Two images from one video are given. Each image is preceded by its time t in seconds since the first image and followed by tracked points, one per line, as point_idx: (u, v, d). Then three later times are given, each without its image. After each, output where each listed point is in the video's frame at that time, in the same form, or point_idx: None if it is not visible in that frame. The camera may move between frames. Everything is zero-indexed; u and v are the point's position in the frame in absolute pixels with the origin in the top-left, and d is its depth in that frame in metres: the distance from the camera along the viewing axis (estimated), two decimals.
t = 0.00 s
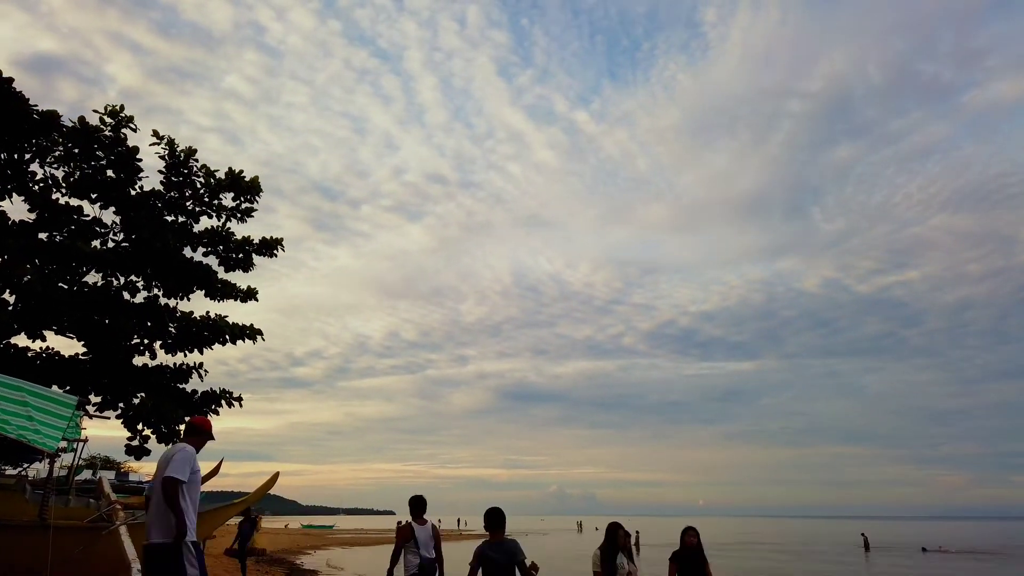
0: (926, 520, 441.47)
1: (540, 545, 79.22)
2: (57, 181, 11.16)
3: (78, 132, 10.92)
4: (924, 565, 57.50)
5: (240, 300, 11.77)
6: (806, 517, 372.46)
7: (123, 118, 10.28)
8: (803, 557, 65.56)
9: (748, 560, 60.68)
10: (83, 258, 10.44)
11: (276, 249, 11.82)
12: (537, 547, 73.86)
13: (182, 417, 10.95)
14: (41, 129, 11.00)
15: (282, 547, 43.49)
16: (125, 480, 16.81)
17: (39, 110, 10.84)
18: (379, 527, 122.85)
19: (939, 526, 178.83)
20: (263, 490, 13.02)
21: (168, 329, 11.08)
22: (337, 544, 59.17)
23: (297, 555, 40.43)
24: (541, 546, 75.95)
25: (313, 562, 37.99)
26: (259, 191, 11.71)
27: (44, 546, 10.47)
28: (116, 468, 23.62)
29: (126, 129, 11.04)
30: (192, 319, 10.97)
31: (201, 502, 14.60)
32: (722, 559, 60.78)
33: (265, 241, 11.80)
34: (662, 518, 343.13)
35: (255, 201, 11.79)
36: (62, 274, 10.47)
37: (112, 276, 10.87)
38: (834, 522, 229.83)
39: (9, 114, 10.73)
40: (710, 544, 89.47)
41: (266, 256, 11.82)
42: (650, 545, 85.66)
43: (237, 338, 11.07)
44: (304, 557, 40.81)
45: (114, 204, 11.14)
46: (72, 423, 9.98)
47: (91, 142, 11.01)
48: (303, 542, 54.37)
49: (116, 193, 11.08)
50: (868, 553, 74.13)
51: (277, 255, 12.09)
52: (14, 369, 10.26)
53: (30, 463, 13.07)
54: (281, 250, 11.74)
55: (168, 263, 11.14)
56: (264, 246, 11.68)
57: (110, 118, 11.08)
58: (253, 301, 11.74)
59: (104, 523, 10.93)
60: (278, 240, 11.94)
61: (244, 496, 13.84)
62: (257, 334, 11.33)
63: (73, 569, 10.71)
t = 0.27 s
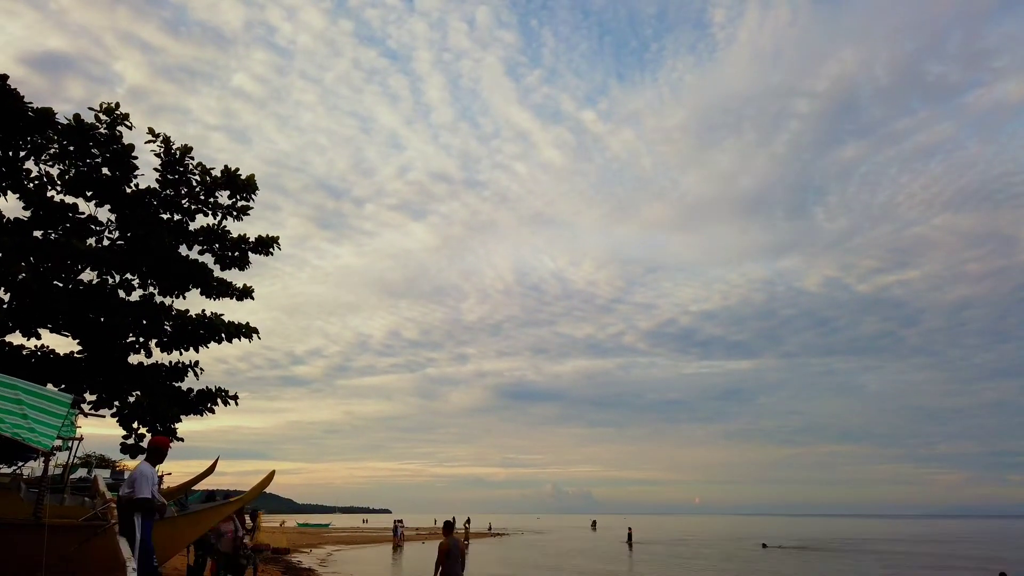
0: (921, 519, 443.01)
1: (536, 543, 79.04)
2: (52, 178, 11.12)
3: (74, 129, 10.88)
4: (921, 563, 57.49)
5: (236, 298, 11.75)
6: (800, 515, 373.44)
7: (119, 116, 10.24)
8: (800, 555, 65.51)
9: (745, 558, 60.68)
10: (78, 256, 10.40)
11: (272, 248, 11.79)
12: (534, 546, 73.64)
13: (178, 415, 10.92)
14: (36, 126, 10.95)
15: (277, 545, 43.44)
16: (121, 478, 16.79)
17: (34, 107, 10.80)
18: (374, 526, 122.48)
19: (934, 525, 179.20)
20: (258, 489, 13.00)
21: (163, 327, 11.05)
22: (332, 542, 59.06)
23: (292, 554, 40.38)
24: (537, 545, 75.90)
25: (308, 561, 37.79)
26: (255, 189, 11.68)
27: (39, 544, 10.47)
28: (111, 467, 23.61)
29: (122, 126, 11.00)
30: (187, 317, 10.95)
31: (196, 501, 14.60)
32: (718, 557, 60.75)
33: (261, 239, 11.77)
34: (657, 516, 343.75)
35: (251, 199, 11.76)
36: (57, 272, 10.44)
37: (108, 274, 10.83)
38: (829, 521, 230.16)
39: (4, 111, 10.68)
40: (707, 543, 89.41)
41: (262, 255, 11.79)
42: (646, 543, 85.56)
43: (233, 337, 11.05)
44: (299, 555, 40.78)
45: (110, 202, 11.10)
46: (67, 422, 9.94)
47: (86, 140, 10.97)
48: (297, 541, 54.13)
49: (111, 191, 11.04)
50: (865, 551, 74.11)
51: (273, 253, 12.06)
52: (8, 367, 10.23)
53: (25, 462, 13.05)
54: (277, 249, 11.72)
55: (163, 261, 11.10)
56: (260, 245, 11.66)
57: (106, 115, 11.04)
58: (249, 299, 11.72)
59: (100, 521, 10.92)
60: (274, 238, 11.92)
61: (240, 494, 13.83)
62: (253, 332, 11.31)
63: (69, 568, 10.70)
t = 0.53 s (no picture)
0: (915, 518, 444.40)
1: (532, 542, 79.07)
2: (47, 176, 11.08)
3: (69, 127, 10.84)
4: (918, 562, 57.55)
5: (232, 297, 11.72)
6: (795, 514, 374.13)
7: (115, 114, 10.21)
8: (796, 554, 65.55)
9: (741, 557, 60.70)
10: (73, 254, 10.37)
11: (268, 246, 11.77)
12: (530, 544, 73.55)
13: (173, 414, 10.90)
14: (31, 124, 10.91)
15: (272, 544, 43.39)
16: (115, 477, 16.76)
17: (29, 104, 10.75)
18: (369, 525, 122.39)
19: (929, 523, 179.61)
20: (253, 488, 12.98)
21: (159, 326, 11.03)
22: (328, 541, 58.96)
23: (287, 553, 40.31)
24: (533, 543, 75.79)
25: (304, 560, 37.74)
26: (251, 188, 11.65)
27: (34, 543, 10.44)
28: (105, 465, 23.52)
29: (117, 124, 10.97)
30: (183, 316, 10.93)
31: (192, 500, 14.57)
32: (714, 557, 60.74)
33: (257, 237, 11.75)
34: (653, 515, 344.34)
35: (247, 198, 11.72)
36: (52, 270, 10.40)
37: (103, 272, 10.81)
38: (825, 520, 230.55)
39: None
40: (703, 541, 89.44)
41: (258, 253, 11.76)
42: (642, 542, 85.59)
43: (228, 335, 11.03)
44: (294, 554, 40.70)
45: (105, 200, 11.06)
46: (62, 420, 9.92)
47: (81, 137, 10.93)
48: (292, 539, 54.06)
49: (106, 189, 11.00)
50: (861, 550, 74.18)
51: (269, 252, 12.04)
52: (3, 366, 10.19)
53: (19, 460, 13.00)
54: (273, 247, 11.70)
55: (159, 260, 11.08)
56: (256, 243, 11.63)
57: (101, 113, 11.00)
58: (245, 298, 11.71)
59: (95, 520, 10.89)
60: (270, 237, 11.89)
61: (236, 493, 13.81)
62: (249, 331, 11.28)
63: (64, 566, 10.67)
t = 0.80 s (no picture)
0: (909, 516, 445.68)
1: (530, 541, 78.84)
2: (42, 174, 11.03)
3: (64, 125, 10.80)
4: (916, 561, 57.48)
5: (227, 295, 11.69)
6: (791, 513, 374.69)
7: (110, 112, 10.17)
8: (794, 553, 65.43)
9: (739, 556, 60.60)
10: (68, 252, 10.32)
11: (264, 245, 11.74)
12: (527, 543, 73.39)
13: (168, 412, 10.87)
14: (26, 121, 10.87)
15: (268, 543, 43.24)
16: (111, 476, 16.71)
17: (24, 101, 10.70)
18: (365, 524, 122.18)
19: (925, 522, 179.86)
20: (248, 487, 12.94)
21: (154, 324, 10.99)
22: (324, 540, 58.77)
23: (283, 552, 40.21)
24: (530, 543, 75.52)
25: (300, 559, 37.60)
26: (247, 186, 11.61)
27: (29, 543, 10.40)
28: (101, 464, 23.48)
29: (112, 122, 10.93)
30: (178, 314, 10.89)
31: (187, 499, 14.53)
32: (712, 556, 60.64)
33: (252, 236, 11.71)
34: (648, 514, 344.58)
35: (242, 196, 11.68)
36: (47, 268, 10.36)
37: (98, 270, 10.77)
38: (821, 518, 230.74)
39: None
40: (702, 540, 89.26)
41: (254, 252, 11.73)
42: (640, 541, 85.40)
43: (224, 334, 11.00)
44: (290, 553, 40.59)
45: (100, 198, 11.02)
46: (56, 419, 9.88)
47: (76, 135, 10.88)
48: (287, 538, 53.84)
49: (102, 186, 10.97)
50: (860, 549, 74.04)
51: (265, 250, 12.01)
52: None
53: (14, 459, 12.96)
54: (269, 245, 11.66)
55: (154, 258, 11.05)
56: (252, 242, 11.60)
57: (96, 111, 10.96)
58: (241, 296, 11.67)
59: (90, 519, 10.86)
60: (266, 235, 11.86)
61: (231, 492, 13.75)
62: (244, 329, 11.25)
63: (59, 565, 10.64)
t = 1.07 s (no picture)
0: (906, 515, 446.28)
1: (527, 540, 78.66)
2: (37, 172, 11.00)
3: (59, 122, 10.76)
4: (914, 560, 57.45)
5: (223, 293, 11.68)
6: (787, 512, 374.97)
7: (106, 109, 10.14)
8: (792, 551, 65.38)
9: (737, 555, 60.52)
10: (62, 250, 10.29)
11: (260, 243, 11.72)
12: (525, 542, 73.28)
13: (164, 411, 10.86)
14: (21, 118, 10.82)
15: (264, 542, 43.17)
16: (106, 474, 16.70)
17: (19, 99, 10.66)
18: (363, 523, 122.12)
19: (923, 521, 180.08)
20: (245, 485, 12.92)
21: (149, 322, 10.96)
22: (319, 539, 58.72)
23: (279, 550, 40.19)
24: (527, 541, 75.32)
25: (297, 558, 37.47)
26: (242, 185, 11.59)
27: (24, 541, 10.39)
28: (96, 462, 23.41)
29: (107, 120, 10.90)
30: (174, 312, 10.88)
31: (184, 497, 14.51)
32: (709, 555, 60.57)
33: (248, 234, 11.69)
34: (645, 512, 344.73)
35: (238, 194, 11.66)
36: (41, 266, 10.33)
37: (93, 268, 10.74)
38: (818, 517, 230.99)
39: None
40: (699, 539, 89.22)
41: (250, 250, 11.72)
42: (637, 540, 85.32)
43: (219, 332, 10.98)
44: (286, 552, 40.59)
45: (94, 196, 10.99)
46: (51, 417, 9.86)
47: (71, 133, 10.85)
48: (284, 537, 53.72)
49: (96, 184, 10.93)
50: (858, 548, 73.95)
51: (260, 249, 12.00)
52: None
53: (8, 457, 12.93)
54: (265, 244, 11.65)
55: (149, 257, 11.02)
56: (248, 240, 11.59)
57: (91, 108, 10.93)
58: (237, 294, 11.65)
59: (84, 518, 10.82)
60: (261, 233, 11.85)
61: (227, 490, 13.74)
62: (240, 328, 11.24)
63: (53, 564, 10.61)
